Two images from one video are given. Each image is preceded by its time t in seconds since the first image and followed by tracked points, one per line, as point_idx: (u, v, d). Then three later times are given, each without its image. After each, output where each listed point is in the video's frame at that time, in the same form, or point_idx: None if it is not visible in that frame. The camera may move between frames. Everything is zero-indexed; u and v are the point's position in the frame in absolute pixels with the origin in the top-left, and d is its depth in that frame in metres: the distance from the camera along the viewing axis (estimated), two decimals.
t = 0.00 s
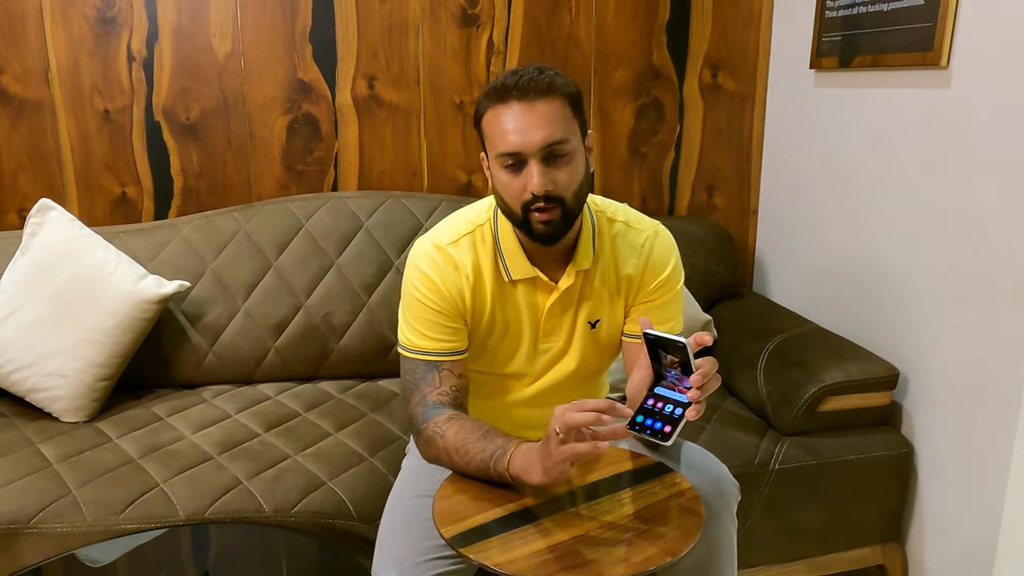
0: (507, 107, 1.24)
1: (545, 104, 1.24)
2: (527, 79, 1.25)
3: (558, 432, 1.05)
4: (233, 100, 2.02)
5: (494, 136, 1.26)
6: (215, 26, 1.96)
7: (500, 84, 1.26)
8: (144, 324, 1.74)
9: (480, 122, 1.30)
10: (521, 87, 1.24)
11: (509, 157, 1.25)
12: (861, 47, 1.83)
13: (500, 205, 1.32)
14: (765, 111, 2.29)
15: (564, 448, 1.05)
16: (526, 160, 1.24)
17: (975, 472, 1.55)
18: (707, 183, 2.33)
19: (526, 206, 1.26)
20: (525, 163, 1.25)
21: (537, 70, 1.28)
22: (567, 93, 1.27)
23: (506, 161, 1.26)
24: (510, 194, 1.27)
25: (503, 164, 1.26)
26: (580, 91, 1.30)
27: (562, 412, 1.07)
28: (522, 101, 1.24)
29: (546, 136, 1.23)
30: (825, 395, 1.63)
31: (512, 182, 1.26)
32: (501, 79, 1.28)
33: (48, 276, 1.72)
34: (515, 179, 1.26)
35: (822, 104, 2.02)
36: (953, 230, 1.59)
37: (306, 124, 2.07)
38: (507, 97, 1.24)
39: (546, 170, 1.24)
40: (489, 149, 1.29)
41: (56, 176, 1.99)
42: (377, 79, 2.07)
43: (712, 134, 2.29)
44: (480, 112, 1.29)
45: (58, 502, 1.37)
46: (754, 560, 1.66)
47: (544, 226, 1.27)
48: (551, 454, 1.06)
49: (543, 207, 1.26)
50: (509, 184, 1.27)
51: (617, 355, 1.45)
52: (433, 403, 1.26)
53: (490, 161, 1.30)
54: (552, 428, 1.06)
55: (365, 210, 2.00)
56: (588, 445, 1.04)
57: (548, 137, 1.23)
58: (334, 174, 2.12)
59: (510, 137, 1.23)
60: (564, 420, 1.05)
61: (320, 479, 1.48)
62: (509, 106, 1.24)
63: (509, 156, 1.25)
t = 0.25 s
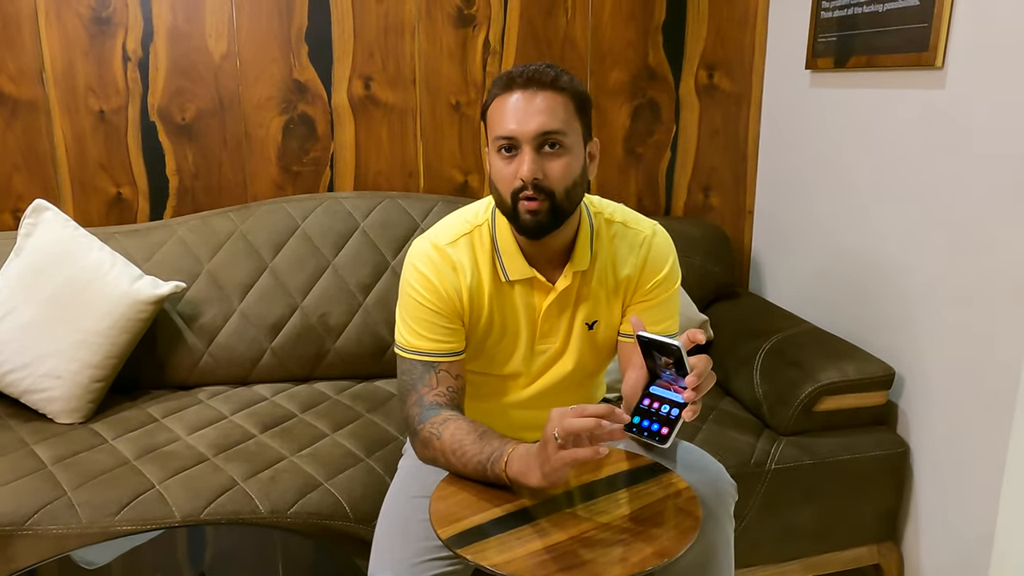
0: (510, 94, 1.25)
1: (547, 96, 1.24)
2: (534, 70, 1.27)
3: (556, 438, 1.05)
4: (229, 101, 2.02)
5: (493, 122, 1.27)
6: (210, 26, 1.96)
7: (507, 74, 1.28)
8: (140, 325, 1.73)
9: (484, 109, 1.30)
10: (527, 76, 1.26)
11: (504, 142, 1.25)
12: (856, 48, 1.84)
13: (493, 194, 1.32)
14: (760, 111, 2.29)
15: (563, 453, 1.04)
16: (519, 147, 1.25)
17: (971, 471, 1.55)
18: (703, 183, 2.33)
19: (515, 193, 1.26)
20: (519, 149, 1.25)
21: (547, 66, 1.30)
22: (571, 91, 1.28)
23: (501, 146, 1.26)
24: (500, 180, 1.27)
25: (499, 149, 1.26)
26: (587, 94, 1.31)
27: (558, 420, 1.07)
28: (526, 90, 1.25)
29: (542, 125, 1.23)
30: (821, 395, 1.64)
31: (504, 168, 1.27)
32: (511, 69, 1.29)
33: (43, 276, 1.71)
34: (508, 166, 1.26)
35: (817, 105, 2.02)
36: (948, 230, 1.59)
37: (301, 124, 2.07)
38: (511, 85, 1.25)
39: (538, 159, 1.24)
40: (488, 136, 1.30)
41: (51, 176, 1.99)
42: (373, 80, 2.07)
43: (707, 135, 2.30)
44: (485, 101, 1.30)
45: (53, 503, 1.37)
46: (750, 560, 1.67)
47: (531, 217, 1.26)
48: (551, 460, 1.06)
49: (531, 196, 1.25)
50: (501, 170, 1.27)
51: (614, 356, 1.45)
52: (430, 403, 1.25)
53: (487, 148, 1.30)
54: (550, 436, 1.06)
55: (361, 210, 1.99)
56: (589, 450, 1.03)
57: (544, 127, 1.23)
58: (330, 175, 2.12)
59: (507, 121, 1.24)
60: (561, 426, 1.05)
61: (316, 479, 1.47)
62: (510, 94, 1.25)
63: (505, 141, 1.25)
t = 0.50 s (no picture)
0: (514, 93, 1.25)
1: (552, 99, 1.24)
2: (540, 71, 1.26)
3: (546, 444, 1.05)
4: (222, 100, 2.01)
5: (495, 120, 1.26)
6: (203, 26, 1.95)
7: (512, 72, 1.27)
8: (133, 326, 1.72)
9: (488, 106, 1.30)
10: (533, 77, 1.25)
11: (505, 141, 1.25)
12: (850, 47, 1.84)
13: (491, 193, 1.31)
14: (755, 111, 2.30)
15: (553, 460, 1.04)
16: (520, 147, 1.24)
17: (964, 469, 1.55)
18: (698, 183, 2.33)
19: (513, 191, 1.26)
20: (520, 148, 1.25)
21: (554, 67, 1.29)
22: (576, 94, 1.28)
23: (503, 145, 1.26)
24: (499, 179, 1.27)
25: (500, 147, 1.26)
26: (592, 98, 1.31)
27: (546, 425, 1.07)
28: (531, 91, 1.24)
29: (545, 126, 1.23)
30: (815, 394, 1.64)
31: (503, 167, 1.26)
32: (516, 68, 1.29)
33: (35, 277, 1.70)
34: (508, 164, 1.26)
35: (811, 105, 2.02)
36: (942, 229, 1.59)
37: (295, 124, 2.06)
38: (516, 84, 1.25)
39: (539, 160, 1.24)
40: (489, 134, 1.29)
41: (43, 176, 1.98)
42: (368, 79, 2.06)
43: (702, 134, 2.30)
44: (489, 99, 1.30)
45: (45, 505, 1.36)
46: (744, 559, 1.67)
47: (529, 215, 1.26)
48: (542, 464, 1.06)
49: (530, 196, 1.25)
50: (500, 169, 1.27)
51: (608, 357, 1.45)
52: (424, 402, 1.25)
53: (488, 146, 1.30)
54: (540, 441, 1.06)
55: (355, 210, 1.99)
56: (580, 457, 1.03)
57: (546, 128, 1.23)
58: (324, 174, 2.12)
59: (510, 121, 1.24)
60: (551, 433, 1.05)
61: (310, 480, 1.47)
62: (514, 93, 1.25)
63: (507, 140, 1.25)
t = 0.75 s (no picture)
0: (516, 95, 1.24)
1: (554, 101, 1.24)
2: (542, 73, 1.26)
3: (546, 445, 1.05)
4: (221, 100, 2.01)
5: (496, 121, 1.26)
6: (202, 26, 1.95)
7: (514, 74, 1.27)
8: (131, 326, 1.72)
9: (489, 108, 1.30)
10: (535, 79, 1.25)
11: (507, 142, 1.25)
12: (849, 48, 1.84)
13: (491, 194, 1.31)
14: (753, 111, 2.30)
15: (554, 463, 1.04)
16: (522, 149, 1.24)
17: (963, 470, 1.55)
18: (696, 183, 2.33)
19: (514, 193, 1.26)
20: (521, 150, 1.25)
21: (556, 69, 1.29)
22: (578, 97, 1.28)
23: (504, 146, 1.26)
24: (500, 181, 1.27)
25: (501, 148, 1.26)
26: (594, 100, 1.31)
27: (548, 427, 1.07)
28: (533, 93, 1.24)
29: (547, 128, 1.23)
30: (814, 395, 1.64)
31: (504, 169, 1.26)
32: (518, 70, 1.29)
33: (33, 277, 1.70)
34: (509, 166, 1.26)
35: (810, 105, 2.03)
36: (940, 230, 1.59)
37: (294, 124, 2.06)
38: (518, 86, 1.25)
39: (540, 162, 1.24)
40: (490, 136, 1.29)
41: (41, 177, 1.98)
42: (366, 80, 2.06)
43: (701, 135, 2.30)
44: (490, 100, 1.30)
45: (43, 506, 1.36)
46: (743, 560, 1.67)
47: (529, 216, 1.26)
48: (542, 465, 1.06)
49: (532, 198, 1.25)
50: (501, 171, 1.27)
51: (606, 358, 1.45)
52: (423, 403, 1.25)
53: (488, 148, 1.30)
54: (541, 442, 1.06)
55: (354, 211, 1.99)
56: (581, 459, 1.03)
57: (548, 130, 1.23)
58: (323, 175, 2.11)
59: (512, 122, 1.24)
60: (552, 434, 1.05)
61: (309, 481, 1.47)
62: (516, 94, 1.25)
63: (508, 142, 1.25)
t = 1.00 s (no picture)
0: (515, 95, 1.24)
1: (553, 101, 1.24)
2: (541, 73, 1.26)
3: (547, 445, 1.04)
4: (220, 101, 2.00)
5: (495, 122, 1.26)
6: (201, 27, 1.95)
7: (513, 75, 1.27)
8: (129, 328, 1.72)
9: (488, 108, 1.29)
10: (534, 79, 1.25)
11: (506, 143, 1.24)
12: (849, 48, 1.83)
13: (490, 194, 1.31)
14: (753, 112, 2.29)
15: (554, 464, 1.03)
16: (521, 149, 1.24)
17: (964, 471, 1.55)
18: (696, 185, 2.33)
19: (513, 193, 1.25)
20: (521, 150, 1.24)
21: (555, 69, 1.29)
22: (577, 96, 1.27)
23: (503, 147, 1.25)
24: (499, 180, 1.27)
25: (500, 149, 1.26)
26: (593, 100, 1.31)
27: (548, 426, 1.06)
28: (532, 92, 1.24)
29: (546, 129, 1.22)
30: (815, 396, 1.63)
31: (504, 169, 1.26)
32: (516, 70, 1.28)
33: (31, 279, 1.70)
34: (508, 166, 1.25)
35: (810, 106, 2.02)
36: (941, 231, 1.59)
37: (293, 126, 2.06)
38: (517, 86, 1.24)
39: (540, 161, 1.24)
40: (489, 136, 1.29)
41: (40, 177, 1.97)
42: (366, 81, 2.06)
43: (701, 136, 2.29)
44: (489, 100, 1.29)
45: (41, 508, 1.35)
46: (744, 562, 1.66)
47: (529, 217, 1.26)
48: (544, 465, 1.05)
49: (531, 198, 1.25)
50: (501, 171, 1.26)
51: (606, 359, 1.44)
52: (422, 404, 1.24)
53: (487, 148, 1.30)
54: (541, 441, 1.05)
55: (353, 212, 1.98)
56: (581, 460, 1.02)
57: (547, 130, 1.23)
58: (322, 176, 2.11)
59: (511, 123, 1.23)
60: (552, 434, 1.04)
61: (307, 483, 1.46)
62: (514, 94, 1.24)
63: (507, 142, 1.24)
